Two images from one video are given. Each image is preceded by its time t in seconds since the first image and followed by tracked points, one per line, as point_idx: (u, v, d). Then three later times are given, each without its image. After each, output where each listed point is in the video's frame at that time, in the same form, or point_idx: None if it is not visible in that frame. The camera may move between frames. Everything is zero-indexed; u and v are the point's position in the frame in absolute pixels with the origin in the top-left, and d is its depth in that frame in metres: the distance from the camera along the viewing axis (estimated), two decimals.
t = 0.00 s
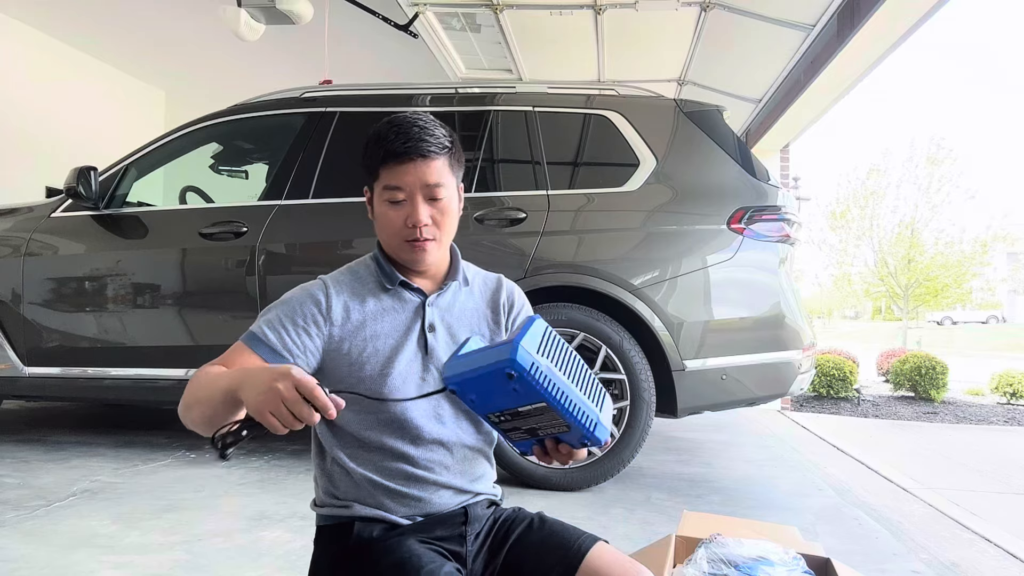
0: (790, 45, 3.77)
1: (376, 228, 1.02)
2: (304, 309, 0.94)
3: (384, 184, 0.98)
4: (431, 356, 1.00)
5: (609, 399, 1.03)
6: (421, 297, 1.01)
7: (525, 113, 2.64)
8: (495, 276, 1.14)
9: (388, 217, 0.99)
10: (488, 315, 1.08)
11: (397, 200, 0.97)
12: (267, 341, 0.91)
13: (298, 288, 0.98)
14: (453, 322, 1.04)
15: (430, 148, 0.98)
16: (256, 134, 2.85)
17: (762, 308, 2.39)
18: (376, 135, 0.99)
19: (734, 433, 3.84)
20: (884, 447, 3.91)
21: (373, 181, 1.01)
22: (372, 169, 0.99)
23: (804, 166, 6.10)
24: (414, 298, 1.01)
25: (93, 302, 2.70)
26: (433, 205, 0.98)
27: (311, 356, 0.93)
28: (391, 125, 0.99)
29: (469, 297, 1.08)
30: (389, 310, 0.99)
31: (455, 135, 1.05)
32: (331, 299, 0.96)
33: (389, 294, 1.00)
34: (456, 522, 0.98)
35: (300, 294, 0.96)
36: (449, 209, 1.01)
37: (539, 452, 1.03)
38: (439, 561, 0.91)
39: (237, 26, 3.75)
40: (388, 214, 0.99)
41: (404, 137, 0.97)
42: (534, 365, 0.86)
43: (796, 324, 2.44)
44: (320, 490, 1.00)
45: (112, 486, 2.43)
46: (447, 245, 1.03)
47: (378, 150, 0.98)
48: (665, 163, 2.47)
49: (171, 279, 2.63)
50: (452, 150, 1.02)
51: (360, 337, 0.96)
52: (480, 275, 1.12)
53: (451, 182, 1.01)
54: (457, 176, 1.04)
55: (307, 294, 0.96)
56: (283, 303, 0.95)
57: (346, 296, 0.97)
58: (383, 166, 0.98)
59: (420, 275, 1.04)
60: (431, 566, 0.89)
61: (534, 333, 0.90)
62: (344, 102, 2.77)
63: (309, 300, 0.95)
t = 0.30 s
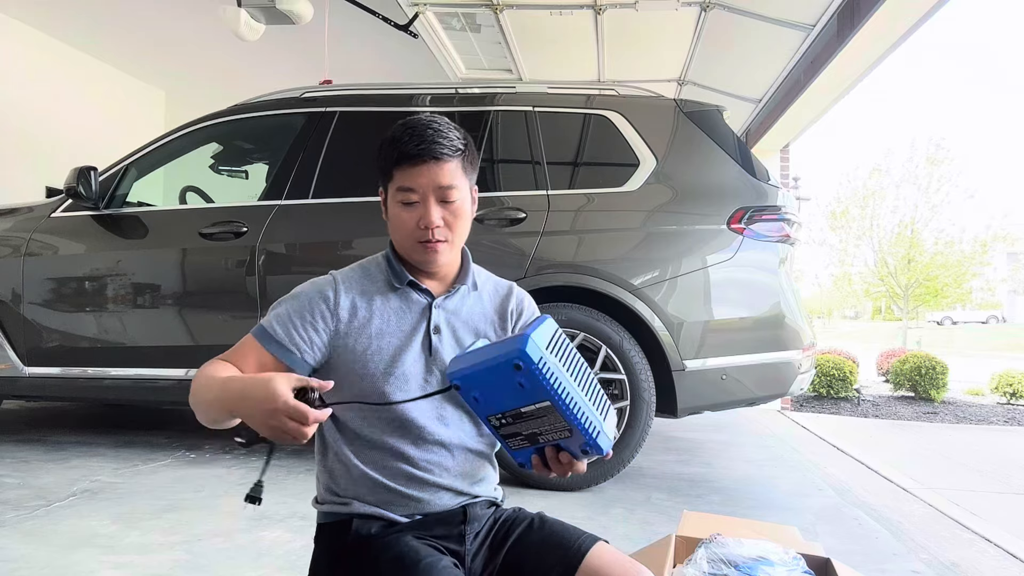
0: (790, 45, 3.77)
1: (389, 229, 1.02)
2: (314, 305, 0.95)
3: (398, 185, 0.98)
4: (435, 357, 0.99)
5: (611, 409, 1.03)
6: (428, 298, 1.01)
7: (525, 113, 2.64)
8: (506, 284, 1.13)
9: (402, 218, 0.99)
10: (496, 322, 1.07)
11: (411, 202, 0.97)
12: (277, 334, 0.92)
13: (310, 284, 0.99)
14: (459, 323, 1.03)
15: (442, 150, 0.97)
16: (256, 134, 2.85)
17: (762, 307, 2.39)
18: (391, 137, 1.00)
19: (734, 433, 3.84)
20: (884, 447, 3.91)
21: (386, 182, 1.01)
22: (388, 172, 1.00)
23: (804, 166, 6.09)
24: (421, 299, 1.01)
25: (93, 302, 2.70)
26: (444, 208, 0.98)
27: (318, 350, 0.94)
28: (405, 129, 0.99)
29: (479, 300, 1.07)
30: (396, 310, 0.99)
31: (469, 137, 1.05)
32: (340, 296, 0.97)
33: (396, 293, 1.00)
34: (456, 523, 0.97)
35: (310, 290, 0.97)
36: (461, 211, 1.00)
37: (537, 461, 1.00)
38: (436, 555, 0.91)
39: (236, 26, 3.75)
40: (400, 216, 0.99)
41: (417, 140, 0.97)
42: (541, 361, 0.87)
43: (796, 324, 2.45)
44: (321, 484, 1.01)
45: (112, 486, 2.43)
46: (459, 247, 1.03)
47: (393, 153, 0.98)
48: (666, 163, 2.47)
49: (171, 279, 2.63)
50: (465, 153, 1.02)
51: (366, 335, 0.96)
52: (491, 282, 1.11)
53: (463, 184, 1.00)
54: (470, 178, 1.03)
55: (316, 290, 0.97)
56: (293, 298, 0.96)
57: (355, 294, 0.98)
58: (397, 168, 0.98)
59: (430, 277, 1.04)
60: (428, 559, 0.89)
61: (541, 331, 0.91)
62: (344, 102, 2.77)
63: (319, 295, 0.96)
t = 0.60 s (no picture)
0: (790, 45, 3.77)
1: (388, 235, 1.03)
2: (318, 304, 0.96)
3: (388, 190, 0.99)
4: (434, 358, 0.99)
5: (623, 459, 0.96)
6: (430, 298, 1.01)
7: (525, 113, 2.64)
8: (513, 287, 1.11)
9: (393, 223, 0.99)
10: (498, 324, 1.04)
11: (399, 207, 0.98)
12: (282, 332, 0.94)
13: (315, 281, 1.00)
14: (460, 325, 1.02)
15: (431, 153, 0.97)
16: (256, 134, 2.85)
17: (762, 307, 2.39)
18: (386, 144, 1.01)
19: (734, 432, 3.84)
20: (883, 447, 3.91)
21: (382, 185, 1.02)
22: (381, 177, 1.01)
23: (803, 166, 6.09)
24: (423, 298, 1.00)
25: (93, 302, 2.70)
26: (431, 211, 0.98)
27: (322, 349, 0.95)
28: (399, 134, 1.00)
29: (484, 301, 1.05)
30: (398, 309, 0.99)
31: (468, 140, 1.03)
32: (342, 295, 0.97)
33: (399, 292, 1.00)
34: (452, 523, 0.97)
35: (315, 289, 0.98)
36: (451, 215, 0.99)
37: (538, 503, 0.97)
38: (429, 553, 0.91)
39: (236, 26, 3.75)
40: (390, 220, 1.00)
41: (405, 144, 0.97)
42: (567, 434, 0.78)
43: (796, 324, 2.45)
44: (319, 481, 1.01)
45: (112, 486, 2.43)
46: (454, 251, 1.02)
47: (384, 159, 0.99)
48: (666, 163, 2.47)
49: (171, 279, 2.63)
50: (459, 156, 1.00)
51: (368, 334, 0.97)
52: (498, 283, 1.10)
53: (453, 188, 0.99)
54: (466, 182, 1.01)
55: (321, 289, 0.98)
56: (299, 297, 0.97)
57: (358, 293, 0.98)
58: (388, 173, 0.99)
59: (431, 281, 1.03)
60: (420, 556, 0.89)
61: (569, 396, 0.81)
62: (344, 102, 2.77)
63: (324, 294, 0.97)
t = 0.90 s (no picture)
0: (790, 45, 3.76)
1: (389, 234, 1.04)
2: (317, 303, 0.98)
3: (389, 191, 0.99)
4: (431, 358, 0.99)
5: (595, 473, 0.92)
6: (428, 299, 1.01)
7: (525, 113, 2.64)
8: (513, 288, 1.11)
9: (394, 224, 1.00)
10: (496, 325, 1.04)
11: (400, 208, 0.98)
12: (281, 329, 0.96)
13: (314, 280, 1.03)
14: (458, 325, 1.02)
15: (431, 154, 0.96)
16: (256, 134, 2.85)
17: (762, 308, 2.39)
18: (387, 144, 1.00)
19: (734, 432, 3.84)
20: (883, 447, 3.91)
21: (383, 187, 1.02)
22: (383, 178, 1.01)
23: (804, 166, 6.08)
24: (421, 299, 1.01)
25: (93, 302, 2.70)
26: (434, 214, 0.98)
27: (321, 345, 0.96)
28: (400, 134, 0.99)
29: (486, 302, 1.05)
30: (396, 309, 1.00)
31: (470, 142, 1.03)
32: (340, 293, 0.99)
33: (396, 292, 1.01)
34: (449, 523, 0.97)
35: (315, 288, 1.00)
36: (454, 218, 0.99)
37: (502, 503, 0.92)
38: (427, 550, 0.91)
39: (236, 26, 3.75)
40: (392, 222, 1.00)
41: (406, 145, 0.97)
42: (536, 447, 0.75)
43: (796, 324, 2.45)
44: (318, 478, 1.02)
45: (112, 486, 2.43)
46: (457, 253, 1.02)
47: (386, 159, 0.99)
48: (666, 162, 2.47)
49: (171, 279, 2.63)
50: (462, 160, 1.00)
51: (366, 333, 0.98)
52: (498, 284, 1.09)
53: (456, 192, 0.99)
54: (468, 184, 1.02)
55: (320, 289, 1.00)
56: (299, 294, 0.99)
57: (357, 293, 1.00)
58: (390, 174, 0.99)
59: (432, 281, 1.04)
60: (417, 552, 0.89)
61: (542, 404, 0.78)
62: (344, 102, 2.77)
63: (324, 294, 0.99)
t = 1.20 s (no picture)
0: (790, 45, 3.77)
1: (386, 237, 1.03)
2: (310, 307, 0.97)
3: (390, 197, 0.98)
4: (424, 360, 0.98)
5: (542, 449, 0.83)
6: (421, 301, 1.01)
7: (525, 112, 2.64)
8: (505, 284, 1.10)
9: (395, 230, 0.99)
10: (489, 324, 1.04)
11: (403, 214, 0.97)
12: (274, 334, 0.95)
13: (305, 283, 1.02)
14: (451, 324, 1.02)
15: (436, 162, 0.96)
16: (256, 134, 2.85)
17: (762, 308, 2.39)
18: (386, 148, 0.99)
19: (733, 432, 3.84)
20: (883, 447, 3.91)
21: (383, 192, 1.00)
22: (381, 183, 0.99)
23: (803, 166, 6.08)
24: (414, 301, 1.00)
25: (93, 302, 2.70)
26: (439, 221, 0.98)
27: (317, 350, 0.96)
28: (401, 139, 0.97)
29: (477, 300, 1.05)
30: (388, 312, 0.99)
31: (468, 144, 1.03)
32: (332, 296, 0.99)
33: (388, 295, 1.00)
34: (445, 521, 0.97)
35: (306, 291, 0.99)
36: (457, 224, 0.99)
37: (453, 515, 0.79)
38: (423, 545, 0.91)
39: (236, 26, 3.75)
40: (395, 229, 0.99)
41: (410, 151, 0.96)
42: (453, 473, 0.65)
43: (796, 323, 2.45)
44: (313, 480, 1.02)
45: (112, 487, 2.43)
46: (457, 257, 1.03)
47: (386, 164, 0.98)
48: (666, 162, 2.47)
49: (171, 279, 2.63)
50: (463, 164, 1.00)
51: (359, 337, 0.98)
52: (490, 280, 1.09)
53: (459, 198, 0.99)
54: (469, 188, 1.02)
55: (312, 292, 0.99)
56: (292, 299, 0.99)
57: (349, 297, 1.00)
58: (390, 180, 0.97)
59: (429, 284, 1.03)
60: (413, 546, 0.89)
61: (445, 423, 0.68)
62: (344, 102, 2.77)
63: (317, 296, 0.98)
